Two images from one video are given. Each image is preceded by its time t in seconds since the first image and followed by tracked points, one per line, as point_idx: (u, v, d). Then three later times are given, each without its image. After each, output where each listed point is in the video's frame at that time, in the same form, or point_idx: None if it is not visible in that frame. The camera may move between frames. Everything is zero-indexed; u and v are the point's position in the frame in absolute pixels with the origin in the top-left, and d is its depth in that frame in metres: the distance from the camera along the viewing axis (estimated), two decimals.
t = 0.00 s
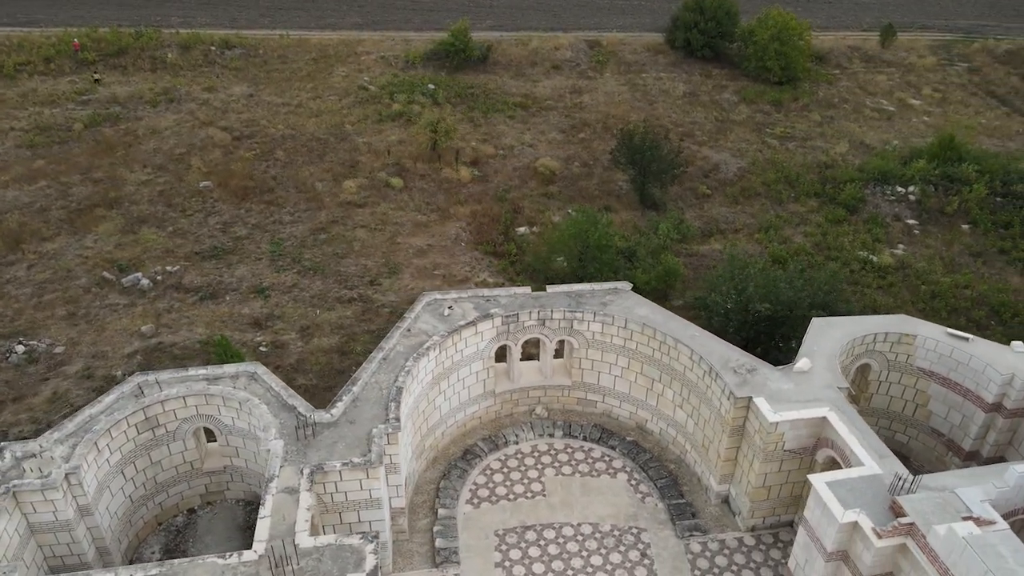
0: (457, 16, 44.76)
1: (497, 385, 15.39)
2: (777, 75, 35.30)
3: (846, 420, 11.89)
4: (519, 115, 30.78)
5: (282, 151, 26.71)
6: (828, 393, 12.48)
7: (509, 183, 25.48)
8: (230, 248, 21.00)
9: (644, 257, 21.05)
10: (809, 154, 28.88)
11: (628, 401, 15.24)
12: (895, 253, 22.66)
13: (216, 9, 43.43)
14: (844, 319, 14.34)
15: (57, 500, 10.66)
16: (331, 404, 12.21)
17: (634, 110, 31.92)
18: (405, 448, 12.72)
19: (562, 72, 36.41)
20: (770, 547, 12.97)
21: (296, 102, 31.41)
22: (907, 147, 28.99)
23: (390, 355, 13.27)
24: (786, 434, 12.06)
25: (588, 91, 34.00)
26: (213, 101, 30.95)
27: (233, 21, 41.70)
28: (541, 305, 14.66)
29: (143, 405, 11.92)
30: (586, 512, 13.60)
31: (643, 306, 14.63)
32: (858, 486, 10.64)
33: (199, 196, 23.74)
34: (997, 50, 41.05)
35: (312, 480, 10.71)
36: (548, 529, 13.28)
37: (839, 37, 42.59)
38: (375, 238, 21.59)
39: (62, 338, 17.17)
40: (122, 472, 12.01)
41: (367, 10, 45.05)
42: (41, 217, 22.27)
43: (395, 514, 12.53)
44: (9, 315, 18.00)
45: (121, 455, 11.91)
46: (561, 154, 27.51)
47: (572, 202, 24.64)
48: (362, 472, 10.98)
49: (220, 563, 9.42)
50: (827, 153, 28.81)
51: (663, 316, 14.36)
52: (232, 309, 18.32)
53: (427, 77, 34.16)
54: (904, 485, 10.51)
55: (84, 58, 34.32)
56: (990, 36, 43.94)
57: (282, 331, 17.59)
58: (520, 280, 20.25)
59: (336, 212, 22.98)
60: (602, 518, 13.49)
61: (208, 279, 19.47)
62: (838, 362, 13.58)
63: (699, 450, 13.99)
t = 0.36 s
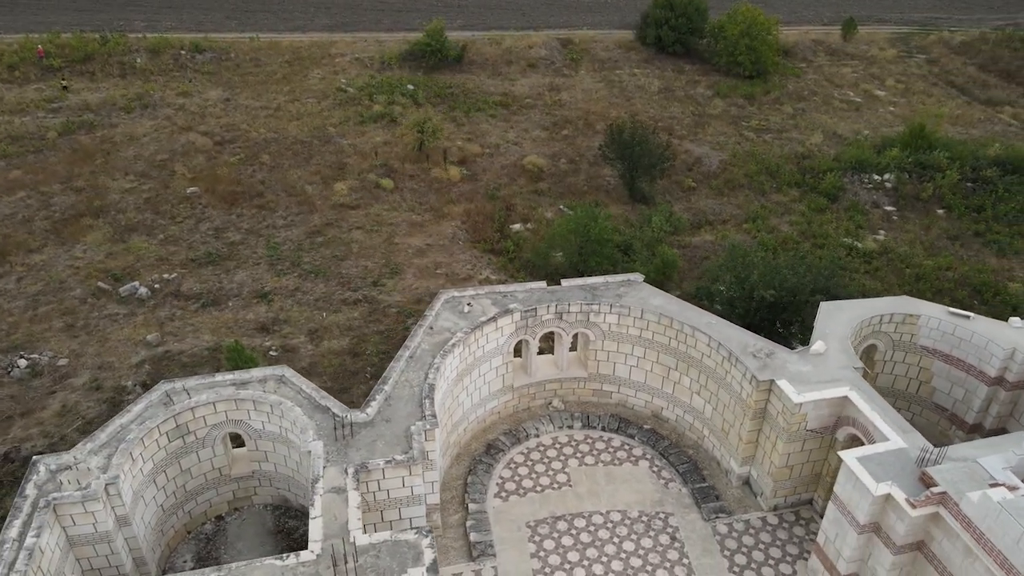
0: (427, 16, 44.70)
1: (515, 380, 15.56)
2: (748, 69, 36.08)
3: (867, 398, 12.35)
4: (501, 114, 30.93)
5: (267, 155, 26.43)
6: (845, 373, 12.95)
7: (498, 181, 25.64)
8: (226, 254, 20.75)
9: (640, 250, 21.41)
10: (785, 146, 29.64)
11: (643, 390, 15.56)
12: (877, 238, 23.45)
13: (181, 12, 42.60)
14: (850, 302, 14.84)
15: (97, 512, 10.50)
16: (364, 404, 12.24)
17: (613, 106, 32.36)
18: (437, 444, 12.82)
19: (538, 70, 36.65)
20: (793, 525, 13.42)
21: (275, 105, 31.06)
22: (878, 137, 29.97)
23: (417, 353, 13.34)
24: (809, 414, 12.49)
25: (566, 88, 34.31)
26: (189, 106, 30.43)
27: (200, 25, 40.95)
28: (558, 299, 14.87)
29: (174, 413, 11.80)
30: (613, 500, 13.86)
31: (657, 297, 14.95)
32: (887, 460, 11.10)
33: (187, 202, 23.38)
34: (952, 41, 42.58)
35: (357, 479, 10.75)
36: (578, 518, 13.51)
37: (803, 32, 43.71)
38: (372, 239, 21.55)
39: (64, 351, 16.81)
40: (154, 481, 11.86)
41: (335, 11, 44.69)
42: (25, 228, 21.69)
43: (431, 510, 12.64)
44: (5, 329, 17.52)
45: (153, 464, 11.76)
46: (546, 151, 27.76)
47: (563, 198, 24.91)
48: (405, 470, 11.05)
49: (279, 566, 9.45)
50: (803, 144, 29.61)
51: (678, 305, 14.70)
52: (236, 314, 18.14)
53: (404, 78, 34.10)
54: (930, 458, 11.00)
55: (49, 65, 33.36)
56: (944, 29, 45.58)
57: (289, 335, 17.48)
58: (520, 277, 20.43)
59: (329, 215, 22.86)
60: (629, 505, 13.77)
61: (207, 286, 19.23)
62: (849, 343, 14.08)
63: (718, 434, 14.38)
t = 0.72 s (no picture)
0: (397, 16, 44.62)
1: (531, 370, 15.85)
2: (718, 63, 36.89)
3: (879, 372, 12.95)
4: (482, 112, 31.15)
5: (252, 158, 26.23)
6: (855, 349, 13.55)
7: (487, 178, 25.87)
8: (223, 258, 20.61)
9: (635, 240, 21.87)
10: (761, 137, 30.47)
11: (656, 375, 15.99)
12: (857, 223, 24.33)
13: (144, 16, 41.79)
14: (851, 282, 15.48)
15: (144, 514, 10.50)
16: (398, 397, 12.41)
17: (590, 102, 32.84)
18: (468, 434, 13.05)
19: (513, 68, 36.94)
20: (809, 497, 13.97)
21: (253, 108, 30.78)
22: (848, 126, 31.01)
23: (442, 346, 13.55)
24: (825, 390, 13.03)
25: (543, 85, 34.68)
26: (166, 111, 29.98)
27: (166, 28, 40.23)
28: (572, 289, 15.21)
29: (209, 414, 11.81)
30: (636, 483, 14.25)
31: (667, 284, 15.39)
32: (906, 429, 11.68)
33: (177, 207, 23.12)
34: (908, 33, 44.12)
35: (402, 470, 10.93)
36: (605, 501, 13.86)
37: (766, 27, 44.82)
38: (370, 238, 21.62)
39: (69, 360, 16.57)
40: (190, 483, 11.86)
41: (302, 13, 44.33)
42: (11, 238, 21.21)
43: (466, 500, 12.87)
44: (5, 340, 17.17)
45: (189, 466, 11.76)
46: (531, 148, 28.08)
47: (552, 193, 25.26)
48: (447, 459, 11.26)
49: (338, 556, 9.58)
50: (778, 135, 30.46)
51: (689, 291, 15.15)
52: (242, 317, 18.07)
53: (381, 78, 34.08)
54: (946, 425, 11.60)
55: (14, 72, 32.47)
56: (899, 21, 47.18)
57: (299, 335, 17.48)
58: (520, 271, 20.71)
59: (323, 216, 22.84)
60: (652, 487, 14.18)
61: (209, 290, 19.10)
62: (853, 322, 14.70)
63: (733, 414, 14.90)
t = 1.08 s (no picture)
0: (354, 17, 44.44)
1: (534, 357, 16.27)
2: (676, 57, 37.87)
3: (870, 340, 13.75)
4: (451, 110, 31.40)
5: (226, 161, 26.00)
6: (845, 320, 14.35)
7: (464, 174, 26.17)
8: (209, 261, 20.47)
9: (616, 228, 22.47)
10: (723, 127, 31.48)
11: (653, 356, 16.59)
12: (822, 205, 25.45)
13: (94, 21, 40.74)
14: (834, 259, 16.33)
15: (181, 511, 10.56)
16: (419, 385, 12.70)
17: (556, 97, 33.40)
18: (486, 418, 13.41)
19: (476, 66, 37.25)
20: (808, 462, 14.75)
21: (219, 111, 30.42)
22: (805, 114, 32.27)
23: (455, 335, 13.88)
24: (821, 359, 13.78)
25: (508, 82, 35.09)
26: (130, 117, 29.41)
27: (117, 33, 39.30)
28: (573, 275, 15.68)
29: (233, 411, 11.90)
30: (644, 458, 14.80)
31: (662, 266, 15.99)
32: (901, 390, 12.48)
33: (154, 213, 22.82)
34: (850, 25, 45.92)
35: (435, 454, 11.25)
36: (617, 477, 14.37)
37: (717, 21, 46.10)
38: (356, 236, 21.73)
39: (65, 369, 16.33)
40: (217, 480, 11.93)
41: (257, 15, 43.80)
42: None
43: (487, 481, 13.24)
44: None
45: (216, 463, 11.83)
46: (504, 143, 28.48)
47: (530, 186, 25.71)
48: (476, 441, 11.61)
49: (385, 537, 9.86)
50: (740, 124, 31.51)
51: (683, 273, 15.78)
52: (238, 318, 18.04)
53: (347, 79, 34.01)
54: (938, 383, 12.45)
55: None
56: (841, 13, 49.06)
57: (298, 334, 17.55)
58: (508, 263, 21.11)
59: (306, 216, 22.84)
60: (660, 461, 14.75)
61: (200, 293, 18.98)
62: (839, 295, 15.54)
63: (731, 388, 15.58)
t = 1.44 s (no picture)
0: (298, 18, 44.06)
1: (524, 340, 16.80)
2: (622, 51, 38.78)
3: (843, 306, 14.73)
4: (409, 108, 31.61)
5: (186, 166, 25.66)
6: (817, 289, 15.32)
7: (430, 170, 26.48)
8: (184, 265, 20.29)
9: (586, 216, 23.16)
10: (674, 116, 32.57)
11: (637, 333, 17.33)
12: (774, 187, 26.70)
13: (26, 28, 39.30)
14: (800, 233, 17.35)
15: (209, 503, 10.70)
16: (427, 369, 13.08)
17: (510, 92, 33.95)
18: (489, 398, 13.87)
19: (428, 64, 37.49)
20: (789, 424, 15.70)
21: (172, 115, 29.90)
22: (750, 101, 33.66)
23: (454, 321, 14.29)
24: (799, 325, 14.70)
25: (461, 79, 35.48)
26: (79, 124, 28.64)
27: (53, 40, 38.04)
28: (559, 260, 16.28)
29: (248, 404, 12.05)
30: (637, 430, 15.49)
31: (642, 247, 16.73)
32: (876, 348, 13.47)
33: (120, 220, 22.43)
34: (782, 16, 47.85)
35: (453, 432, 11.68)
36: (614, 449, 15.03)
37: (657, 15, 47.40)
38: (331, 235, 21.84)
39: (52, 378, 16.06)
40: (234, 474, 12.06)
41: (198, 18, 42.98)
42: None
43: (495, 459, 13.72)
44: None
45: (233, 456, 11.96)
46: (465, 138, 28.87)
47: (496, 179, 26.19)
48: (489, 418, 12.08)
49: (418, 512, 10.24)
50: (690, 113, 32.67)
51: (663, 252, 16.55)
52: (223, 320, 18.00)
53: (300, 80, 33.81)
54: (908, 340, 13.48)
55: None
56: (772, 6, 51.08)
57: (286, 332, 17.63)
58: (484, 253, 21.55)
59: (277, 217, 22.81)
60: (652, 432, 15.47)
61: (180, 297, 18.85)
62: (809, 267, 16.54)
63: (713, 359, 16.44)
